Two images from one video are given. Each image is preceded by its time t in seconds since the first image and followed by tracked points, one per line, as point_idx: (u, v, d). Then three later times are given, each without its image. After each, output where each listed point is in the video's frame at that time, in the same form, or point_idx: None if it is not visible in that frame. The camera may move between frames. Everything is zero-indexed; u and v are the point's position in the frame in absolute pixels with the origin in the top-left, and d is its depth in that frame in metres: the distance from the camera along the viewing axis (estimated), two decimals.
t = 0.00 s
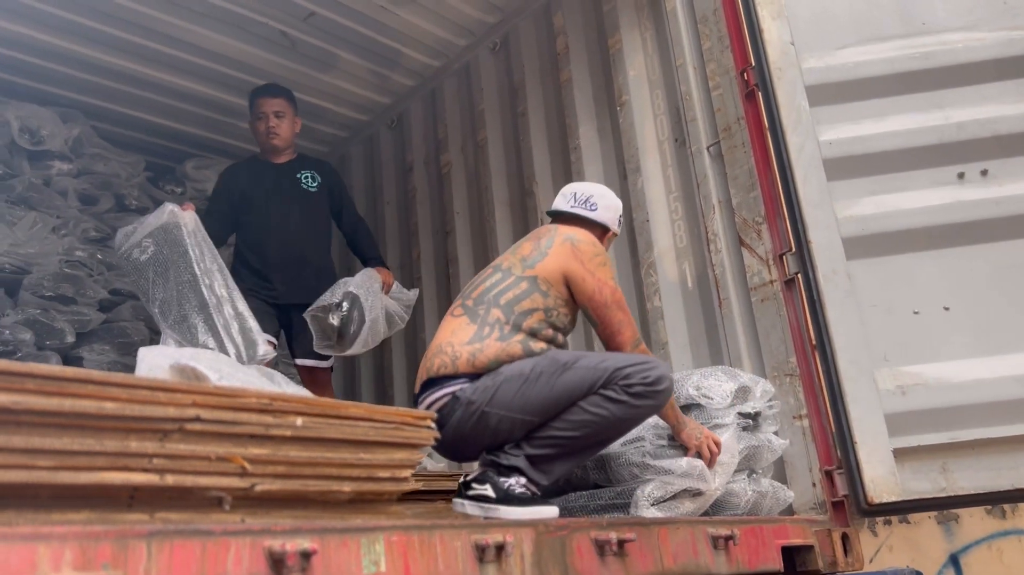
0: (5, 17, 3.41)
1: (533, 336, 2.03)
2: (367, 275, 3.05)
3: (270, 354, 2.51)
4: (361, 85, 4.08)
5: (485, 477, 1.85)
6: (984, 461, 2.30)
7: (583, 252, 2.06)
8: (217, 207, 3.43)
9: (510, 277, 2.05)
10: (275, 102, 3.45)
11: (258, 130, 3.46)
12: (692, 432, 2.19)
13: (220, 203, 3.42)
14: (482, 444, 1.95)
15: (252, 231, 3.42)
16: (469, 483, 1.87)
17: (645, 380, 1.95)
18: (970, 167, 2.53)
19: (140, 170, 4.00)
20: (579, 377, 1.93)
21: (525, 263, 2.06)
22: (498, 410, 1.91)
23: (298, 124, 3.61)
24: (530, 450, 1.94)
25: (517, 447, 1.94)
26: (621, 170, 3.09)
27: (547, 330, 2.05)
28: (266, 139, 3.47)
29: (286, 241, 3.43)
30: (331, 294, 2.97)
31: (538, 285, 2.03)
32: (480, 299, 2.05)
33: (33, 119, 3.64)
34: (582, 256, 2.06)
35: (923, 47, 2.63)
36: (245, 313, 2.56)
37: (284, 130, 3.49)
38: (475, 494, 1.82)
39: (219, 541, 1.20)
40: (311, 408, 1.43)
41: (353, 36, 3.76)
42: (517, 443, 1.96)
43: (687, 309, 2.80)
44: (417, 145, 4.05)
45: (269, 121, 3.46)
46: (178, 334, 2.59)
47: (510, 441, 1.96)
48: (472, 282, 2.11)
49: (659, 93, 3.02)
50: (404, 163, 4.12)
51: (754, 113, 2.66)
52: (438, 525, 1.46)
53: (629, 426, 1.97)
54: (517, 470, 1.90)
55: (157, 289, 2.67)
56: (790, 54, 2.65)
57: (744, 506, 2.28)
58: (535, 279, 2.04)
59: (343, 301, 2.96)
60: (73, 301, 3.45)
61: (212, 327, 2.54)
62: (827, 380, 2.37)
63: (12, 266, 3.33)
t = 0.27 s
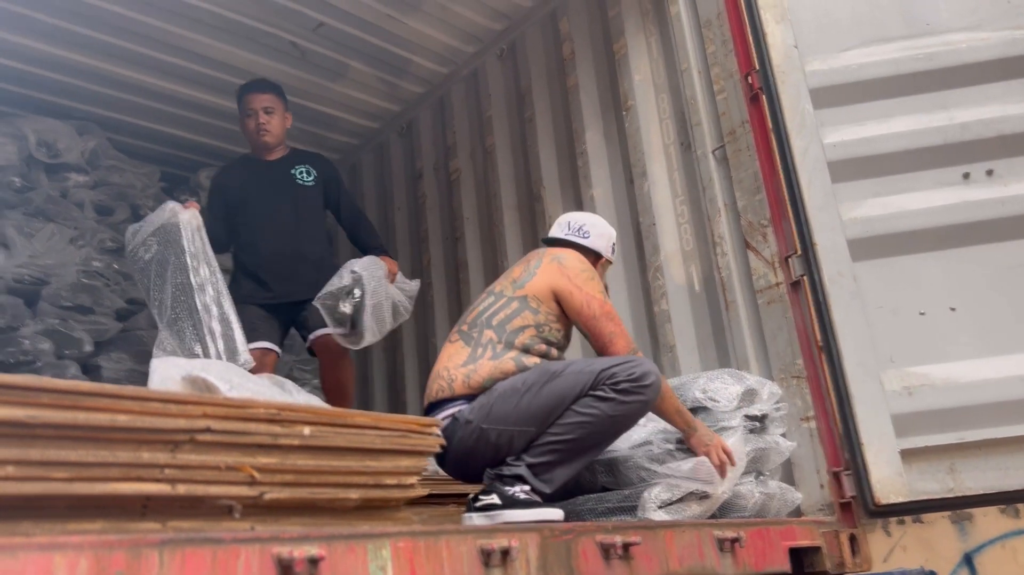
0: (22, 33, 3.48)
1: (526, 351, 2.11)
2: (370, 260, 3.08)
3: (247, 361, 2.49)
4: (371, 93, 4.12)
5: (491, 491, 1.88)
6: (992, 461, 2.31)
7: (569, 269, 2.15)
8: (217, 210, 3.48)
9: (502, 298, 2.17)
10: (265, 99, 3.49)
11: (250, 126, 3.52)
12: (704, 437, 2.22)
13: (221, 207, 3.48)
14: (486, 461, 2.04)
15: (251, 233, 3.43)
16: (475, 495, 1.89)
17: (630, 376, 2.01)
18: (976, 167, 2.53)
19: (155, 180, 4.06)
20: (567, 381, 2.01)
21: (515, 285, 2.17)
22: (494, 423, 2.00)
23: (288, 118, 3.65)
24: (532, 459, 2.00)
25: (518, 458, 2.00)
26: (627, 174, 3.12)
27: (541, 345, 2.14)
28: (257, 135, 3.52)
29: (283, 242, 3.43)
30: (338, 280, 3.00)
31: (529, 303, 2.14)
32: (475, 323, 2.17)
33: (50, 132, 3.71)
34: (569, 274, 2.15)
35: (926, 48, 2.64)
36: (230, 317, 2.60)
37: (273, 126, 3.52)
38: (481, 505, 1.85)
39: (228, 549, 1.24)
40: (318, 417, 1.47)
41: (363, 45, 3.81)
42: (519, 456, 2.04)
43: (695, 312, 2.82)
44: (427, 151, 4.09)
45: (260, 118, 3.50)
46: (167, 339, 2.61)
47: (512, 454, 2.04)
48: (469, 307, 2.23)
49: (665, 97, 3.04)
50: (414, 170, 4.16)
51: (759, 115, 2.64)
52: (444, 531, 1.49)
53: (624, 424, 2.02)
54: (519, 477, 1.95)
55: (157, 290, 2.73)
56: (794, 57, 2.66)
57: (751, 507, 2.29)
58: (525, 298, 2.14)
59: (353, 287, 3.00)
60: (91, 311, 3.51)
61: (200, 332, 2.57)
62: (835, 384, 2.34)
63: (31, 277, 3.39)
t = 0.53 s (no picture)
0: (54, 55, 3.58)
1: (528, 361, 2.15)
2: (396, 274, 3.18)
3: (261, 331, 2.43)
4: (393, 103, 4.17)
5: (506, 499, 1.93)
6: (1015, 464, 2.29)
7: (567, 281, 2.19)
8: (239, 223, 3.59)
9: (502, 310, 2.21)
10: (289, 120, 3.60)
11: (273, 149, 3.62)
12: (726, 446, 2.21)
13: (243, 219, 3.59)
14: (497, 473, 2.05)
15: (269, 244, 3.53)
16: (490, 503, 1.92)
17: (633, 376, 2.02)
18: (996, 168, 2.51)
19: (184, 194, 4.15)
20: (571, 387, 2.03)
21: (514, 298, 2.22)
22: (503, 435, 2.02)
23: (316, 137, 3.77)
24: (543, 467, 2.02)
25: (529, 467, 2.02)
26: (646, 179, 3.13)
27: (542, 355, 2.17)
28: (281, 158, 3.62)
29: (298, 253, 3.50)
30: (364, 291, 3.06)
31: (529, 314, 2.17)
32: (476, 338, 2.21)
33: (82, 149, 3.81)
34: (566, 285, 2.19)
35: (944, 48, 2.62)
36: (240, 290, 2.54)
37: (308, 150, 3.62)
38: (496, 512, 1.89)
39: (245, 558, 1.28)
40: (331, 429, 1.52)
41: (384, 57, 3.86)
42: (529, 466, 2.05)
43: (714, 316, 2.82)
44: (449, 159, 4.13)
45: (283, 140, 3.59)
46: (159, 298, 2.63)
47: (523, 464, 2.05)
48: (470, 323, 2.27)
49: (682, 102, 3.05)
50: (437, 178, 4.20)
51: (776, 120, 2.64)
52: (457, 539, 1.52)
53: (630, 424, 2.04)
54: (530, 485, 1.96)
55: (154, 280, 2.67)
56: (810, 60, 2.66)
57: (771, 513, 2.29)
58: (524, 310, 2.18)
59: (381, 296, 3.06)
60: (123, 323, 3.61)
61: (202, 295, 2.55)
62: (854, 386, 2.34)
63: (66, 291, 3.49)
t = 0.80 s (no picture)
0: (79, 67, 3.68)
1: (524, 365, 2.23)
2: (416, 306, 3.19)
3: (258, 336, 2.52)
4: (409, 109, 4.23)
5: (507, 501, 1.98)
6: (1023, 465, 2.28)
7: (558, 288, 2.27)
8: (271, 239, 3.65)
9: (496, 316, 2.28)
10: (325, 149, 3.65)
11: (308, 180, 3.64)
12: (719, 453, 2.22)
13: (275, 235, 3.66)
14: (496, 477, 2.10)
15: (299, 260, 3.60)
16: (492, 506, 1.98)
17: (629, 379, 2.09)
18: (1003, 168, 2.50)
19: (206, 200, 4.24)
20: (569, 392, 2.09)
21: (507, 304, 2.29)
22: (503, 439, 2.08)
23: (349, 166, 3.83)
24: (543, 469, 2.09)
25: (529, 470, 2.08)
26: (656, 182, 3.15)
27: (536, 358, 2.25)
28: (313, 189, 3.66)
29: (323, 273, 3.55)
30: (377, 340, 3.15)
31: (523, 319, 2.25)
32: (471, 343, 2.28)
33: (106, 159, 3.91)
34: (558, 291, 2.27)
35: (952, 49, 2.62)
36: (240, 295, 2.61)
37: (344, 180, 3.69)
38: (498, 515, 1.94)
39: (245, 559, 1.33)
40: (330, 434, 1.58)
41: (399, 64, 3.92)
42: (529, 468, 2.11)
43: (723, 319, 2.84)
44: (464, 163, 4.18)
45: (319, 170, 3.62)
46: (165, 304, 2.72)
47: (523, 467, 2.11)
48: (465, 329, 2.35)
49: (690, 105, 3.07)
50: (453, 182, 4.26)
51: (782, 122, 2.66)
52: (454, 540, 1.57)
53: (627, 426, 2.10)
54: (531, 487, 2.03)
55: (156, 281, 2.73)
56: (816, 63, 2.66)
57: (775, 514, 2.34)
58: (518, 315, 2.26)
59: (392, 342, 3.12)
60: (148, 327, 3.70)
61: (201, 297, 2.61)
62: (859, 389, 2.36)
63: (92, 297, 3.59)
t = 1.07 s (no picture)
0: (91, 70, 3.76)
1: (513, 363, 2.29)
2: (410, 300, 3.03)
3: (230, 338, 2.36)
4: (415, 108, 4.28)
5: (499, 496, 2.07)
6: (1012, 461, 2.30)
7: (545, 286, 2.31)
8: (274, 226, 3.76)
9: (484, 316, 2.33)
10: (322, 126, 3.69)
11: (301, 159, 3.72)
12: (701, 440, 2.32)
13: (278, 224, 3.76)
14: (488, 472, 2.18)
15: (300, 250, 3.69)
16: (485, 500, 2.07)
17: (616, 377, 2.16)
18: (996, 167, 2.54)
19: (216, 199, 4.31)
20: (558, 390, 2.16)
21: (496, 303, 2.34)
22: (493, 437, 2.15)
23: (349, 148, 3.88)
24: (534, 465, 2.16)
25: (521, 466, 2.16)
26: (655, 181, 3.18)
27: (525, 356, 2.31)
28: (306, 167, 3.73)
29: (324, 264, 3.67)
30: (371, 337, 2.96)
31: (511, 319, 2.30)
32: (462, 340, 2.34)
33: (118, 159, 3.99)
34: (546, 291, 2.31)
35: (946, 49, 2.64)
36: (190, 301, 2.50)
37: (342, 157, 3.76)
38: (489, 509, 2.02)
39: (237, 550, 1.39)
40: (322, 430, 1.64)
41: (404, 65, 3.97)
42: (520, 465, 2.19)
43: (719, 317, 2.88)
44: (469, 162, 4.23)
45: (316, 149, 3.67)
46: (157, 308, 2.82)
47: (514, 464, 2.19)
48: (455, 327, 2.41)
49: (689, 105, 3.10)
50: (458, 181, 4.31)
51: (777, 122, 2.62)
52: (442, 533, 1.62)
53: (614, 422, 2.18)
54: (523, 482, 2.11)
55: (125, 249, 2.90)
56: (811, 62, 2.68)
57: (767, 509, 2.36)
58: (507, 315, 2.31)
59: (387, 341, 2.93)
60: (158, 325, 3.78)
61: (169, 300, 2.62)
62: (851, 387, 2.36)
63: (104, 295, 3.67)
